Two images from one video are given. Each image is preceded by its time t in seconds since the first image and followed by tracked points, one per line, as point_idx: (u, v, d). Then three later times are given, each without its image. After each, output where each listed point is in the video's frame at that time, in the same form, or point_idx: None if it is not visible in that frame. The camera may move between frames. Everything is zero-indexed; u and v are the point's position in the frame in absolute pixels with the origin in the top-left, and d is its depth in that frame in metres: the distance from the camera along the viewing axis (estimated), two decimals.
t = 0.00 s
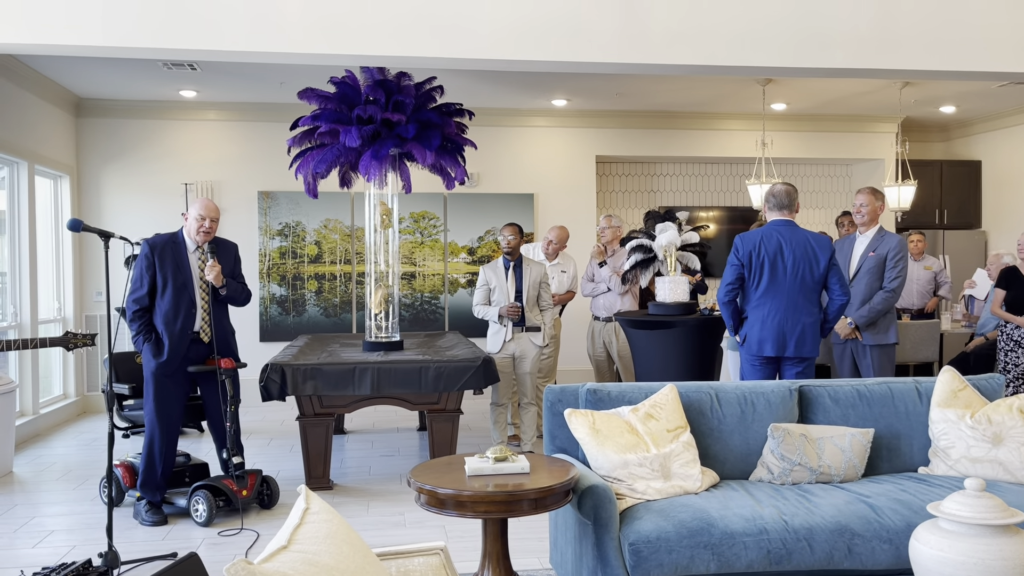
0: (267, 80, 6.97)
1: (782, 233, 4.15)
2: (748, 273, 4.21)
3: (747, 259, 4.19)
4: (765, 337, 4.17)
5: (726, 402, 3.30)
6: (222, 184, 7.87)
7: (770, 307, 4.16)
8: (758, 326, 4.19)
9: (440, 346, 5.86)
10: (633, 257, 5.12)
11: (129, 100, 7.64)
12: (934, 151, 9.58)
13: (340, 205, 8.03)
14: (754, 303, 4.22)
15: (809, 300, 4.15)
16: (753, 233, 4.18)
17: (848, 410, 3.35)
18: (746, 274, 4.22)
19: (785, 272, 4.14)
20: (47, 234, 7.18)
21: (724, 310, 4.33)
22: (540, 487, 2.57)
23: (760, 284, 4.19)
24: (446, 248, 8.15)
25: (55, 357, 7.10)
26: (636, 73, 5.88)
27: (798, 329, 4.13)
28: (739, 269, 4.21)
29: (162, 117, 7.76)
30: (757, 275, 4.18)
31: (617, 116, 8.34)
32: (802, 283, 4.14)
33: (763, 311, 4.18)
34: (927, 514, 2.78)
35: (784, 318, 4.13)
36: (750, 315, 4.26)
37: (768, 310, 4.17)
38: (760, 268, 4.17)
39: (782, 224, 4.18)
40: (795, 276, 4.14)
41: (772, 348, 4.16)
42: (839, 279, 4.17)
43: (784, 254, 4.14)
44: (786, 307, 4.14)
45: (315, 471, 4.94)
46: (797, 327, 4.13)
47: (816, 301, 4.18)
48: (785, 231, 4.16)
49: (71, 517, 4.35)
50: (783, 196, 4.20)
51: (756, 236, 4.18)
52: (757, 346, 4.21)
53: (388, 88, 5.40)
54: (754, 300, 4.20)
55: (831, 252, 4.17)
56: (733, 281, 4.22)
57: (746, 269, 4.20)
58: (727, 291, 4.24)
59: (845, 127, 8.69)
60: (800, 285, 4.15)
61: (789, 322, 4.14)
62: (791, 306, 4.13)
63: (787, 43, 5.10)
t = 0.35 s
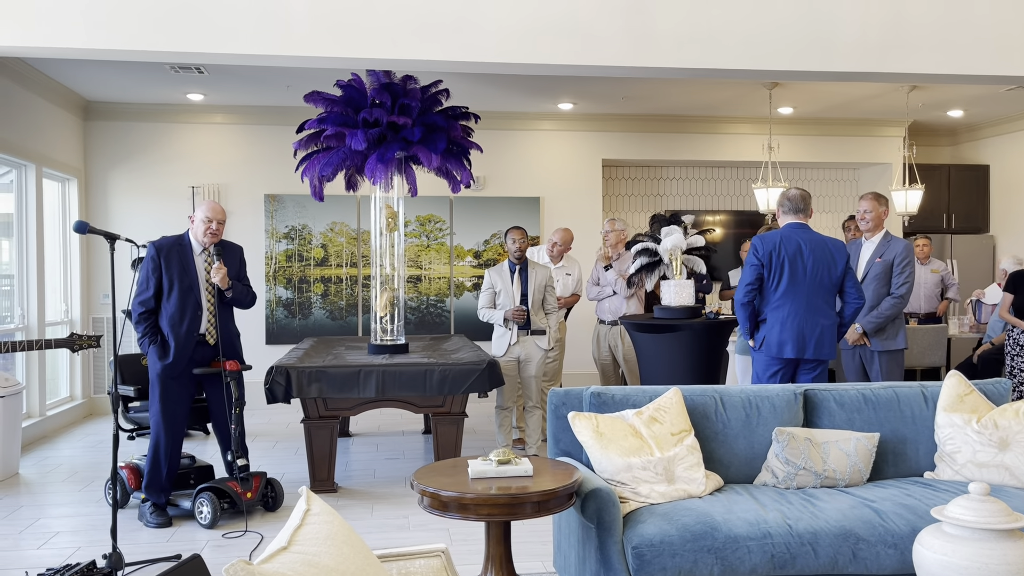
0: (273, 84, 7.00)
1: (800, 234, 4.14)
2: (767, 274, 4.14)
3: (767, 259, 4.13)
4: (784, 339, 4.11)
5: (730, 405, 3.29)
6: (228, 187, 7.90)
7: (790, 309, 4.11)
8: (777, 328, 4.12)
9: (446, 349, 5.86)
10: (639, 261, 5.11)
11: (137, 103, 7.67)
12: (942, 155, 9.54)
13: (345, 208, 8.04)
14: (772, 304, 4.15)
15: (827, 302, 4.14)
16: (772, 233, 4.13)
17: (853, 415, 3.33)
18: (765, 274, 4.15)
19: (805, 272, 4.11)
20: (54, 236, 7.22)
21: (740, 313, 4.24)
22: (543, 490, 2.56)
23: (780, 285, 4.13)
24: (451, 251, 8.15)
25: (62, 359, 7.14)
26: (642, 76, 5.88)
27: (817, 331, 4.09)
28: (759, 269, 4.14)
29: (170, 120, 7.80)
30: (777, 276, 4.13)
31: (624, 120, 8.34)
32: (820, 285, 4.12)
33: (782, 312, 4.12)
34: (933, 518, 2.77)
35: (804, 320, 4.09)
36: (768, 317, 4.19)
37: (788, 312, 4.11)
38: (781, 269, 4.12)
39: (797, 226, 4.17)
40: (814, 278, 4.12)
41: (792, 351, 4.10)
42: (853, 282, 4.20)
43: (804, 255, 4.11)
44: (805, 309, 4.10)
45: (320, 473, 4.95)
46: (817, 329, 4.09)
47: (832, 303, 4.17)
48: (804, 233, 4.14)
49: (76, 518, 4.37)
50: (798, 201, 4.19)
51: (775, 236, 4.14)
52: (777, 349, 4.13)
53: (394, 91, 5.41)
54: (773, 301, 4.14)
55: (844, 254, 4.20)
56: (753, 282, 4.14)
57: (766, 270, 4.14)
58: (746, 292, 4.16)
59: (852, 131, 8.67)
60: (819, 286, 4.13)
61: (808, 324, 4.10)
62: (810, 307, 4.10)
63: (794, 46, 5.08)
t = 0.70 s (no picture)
0: (278, 87, 7.01)
1: (810, 237, 4.15)
2: (783, 276, 4.10)
3: (783, 261, 4.09)
4: (801, 342, 4.07)
5: (733, 410, 3.28)
6: (232, 191, 7.91)
7: (806, 311, 4.08)
8: (793, 332, 4.09)
9: (449, 353, 5.86)
10: (643, 265, 5.12)
11: (142, 107, 7.70)
12: (946, 160, 9.53)
13: (349, 212, 8.05)
14: (787, 308, 4.12)
15: (838, 305, 4.15)
16: (785, 236, 4.11)
17: (857, 420, 3.32)
18: (781, 276, 4.11)
19: (818, 275, 4.11)
20: (59, 239, 7.24)
21: (753, 317, 4.16)
22: (546, 495, 2.55)
23: (795, 288, 4.10)
24: (455, 255, 8.16)
25: (67, 362, 7.15)
26: (646, 81, 5.88)
27: (833, 333, 4.08)
28: (776, 271, 4.09)
29: (175, 124, 7.82)
30: (792, 278, 4.10)
31: (628, 124, 8.35)
32: (832, 288, 4.13)
33: (798, 315, 4.09)
34: (936, 524, 2.76)
35: (819, 323, 4.07)
36: (782, 320, 4.15)
37: (805, 314, 4.08)
38: (796, 271, 4.09)
39: (800, 232, 4.19)
40: (827, 281, 4.13)
41: (809, 354, 4.07)
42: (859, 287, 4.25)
43: (817, 257, 4.12)
44: (820, 312, 4.09)
45: (322, 477, 4.95)
46: (832, 332, 4.08)
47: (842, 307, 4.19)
48: (812, 237, 4.15)
49: (80, 521, 4.38)
50: (802, 206, 4.22)
51: (788, 239, 4.12)
52: (794, 352, 4.09)
53: (398, 96, 5.43)
54: (788, 304, 4.10)
55: (849, 259, 4.25)
56: (769, 285, 4.09)
57: (781, 272, 4.10)
58: (762, 294, 4.10)
59: (856, 136, 8.66)
60: (831, 289, 4.14)
61: (824, 327, 4.08)
62: (825, 310, 4.10)
63: (798, 51, 5.08)
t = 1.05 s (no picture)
0: (284, 92, 7.04)
1: (808, 244, 4.14)
2: (785, 286, 4.08)
3: (785, 271, 4.07)
4: (805, 351, 4.08)
5: (738, 416, 3.28)
6: (237, 196, 7.93)
7: (808, 320, 4.08)
8: (796, 341, 4.09)
9: (453, 358, 5.86)
10: (647, 270, 5.11)
11: (148, 112, 7.73)
12: (952, 167, 9.52)
13: (354, 217, 8.06)
14: (789, 317, 4.10)
15: (837, 311, 4.17)
16: (785, 245, 4.09)
17: (862, 427, 3.31)
18: (782, 286, 4.09)
19: (819, 283, 4.11)
20: (65, 243, 7.26)
21: (756, 328, 4.14)
22: (550, 501, 2.55)
23: (797, 297, 4.09)
24: (459, 260, 8.17)
25: (72, 365, 7.17)
26: (652, 87, 5.89)
27: (834, 341, 4.11)
28: (778, 282, 4.06)
29: (181, 129, 7.85)
30: (794, 288, 4.08)
31: (632, 130, 8.35)
32: (831, 296, 4.14)
33: (801, 325, 4.09)
34: (942, 532, 2.75)
35: (821, 331, 4.08)
36: (783, 330, 4.14)
37: (807, 323, 4.08)
38: (797, 280, 4.08)
39: (796, 237, 4.17)
40: (827, 288, 4.13)
41: (813, 362, 4.08)
42: (855, 291, 4.28)
43: (817, 265, 4.11)
44: (821, 320, 4.10)
45: (327, 482, 4.95)
46: (833, 339, 4.10)
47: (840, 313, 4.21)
48: (808, 243, 4.14)
49: (85, 525, 4.39)
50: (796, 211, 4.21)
51: (788, 248, 4.10)
52: (798, 362, 4.09)
53: (403, 101, 5.44)
54: (790, 314, 4.09)
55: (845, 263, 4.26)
56: (771, 296, 4.07)
57: (783, 282, 4.08)
58: (765, 305, 4.07)
59: (861, 142, 8.66)
60: (831, 296, 4.14)
61: (825, 335, 4.10)
62: (826, 318, 4.11)
63: (804, 58, 5.08)
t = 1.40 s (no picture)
0: (290, 98, 7.06)
1: (801, 251, 4.13)
2: (780, 295, 4.07)
3: (780, 281, 4.05)
4: (801, 360, 4.09)
5: (743, 422, 3.28)
6: (242, 201, 7.96)
7: (803, 329, 4.09)
8: (791, 350, 4.09)
9: (457, 364, 5.86)
10: (651, 276, 5.11)
11: (154, 117, 7.76)
12: (957, 173, 9.50)
13: (359, 222, 8.08)
14: (784, 326, 4.10)
15: (831, 318, 4.18)
16: (780, 254, 4.07)
17: (867, 434, 3.31)
18: (778, 296, 4.07)
19: (814, 291, 4.11)
20: (70, 248, 7.29)
21: (752, 337, 4.12)
22: (555, 508, 2.55)
23: (793, 307, 4.08)
24: (464, 265, 8.17)
25: (76, 369, 7.19)
26: (657, 93, 5.89)
27: (829, 348, 4.12)
28: (774, 292, 4.04)
29: (187, 134, 7.87)
30: (790, 297, 4.07)
31: (637, 136, 8.36)
32: (826, 303, 4.14)
33: (796, 333, 4.09)
34: (948, 540, 2.75)
35: (816, 339, 4.09)
36: (778, 339, 4.13)
37: (803, 332, 4.09)
38: (793, 289, 4.07)
39: (788, 244, 4.15)
40: (821, 295, 4.13)
41: (809, 371, 4.09)
42: (847, 297, 4.31)
43: (812, 273, 4.11)
44: (816, 328, 4.10)
45: (331, 487, 4.95)
46: (827, 347, 4.11)
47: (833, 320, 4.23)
48: (801, 250, 4.14)
49: (89, 529, 4.39)
50: (788, 217, 4.19)
51: (783, 257, 4.08)
52: (794, 370, 4.09)
53: (408, 106, 5.45)
54: (785, 324, 4.09)
55: (837, 269, 4.28)
56: (767, 306, 4.04)
57: (778, 292, 4.06)
58: (762, 316, 4.05)
59: (866, 149, 8.66)
60: (826, 303, 4.15)
61: (820, 342, 4.11)
62: (821, 326, 4.12)
63: (809, 65, 5.09)
